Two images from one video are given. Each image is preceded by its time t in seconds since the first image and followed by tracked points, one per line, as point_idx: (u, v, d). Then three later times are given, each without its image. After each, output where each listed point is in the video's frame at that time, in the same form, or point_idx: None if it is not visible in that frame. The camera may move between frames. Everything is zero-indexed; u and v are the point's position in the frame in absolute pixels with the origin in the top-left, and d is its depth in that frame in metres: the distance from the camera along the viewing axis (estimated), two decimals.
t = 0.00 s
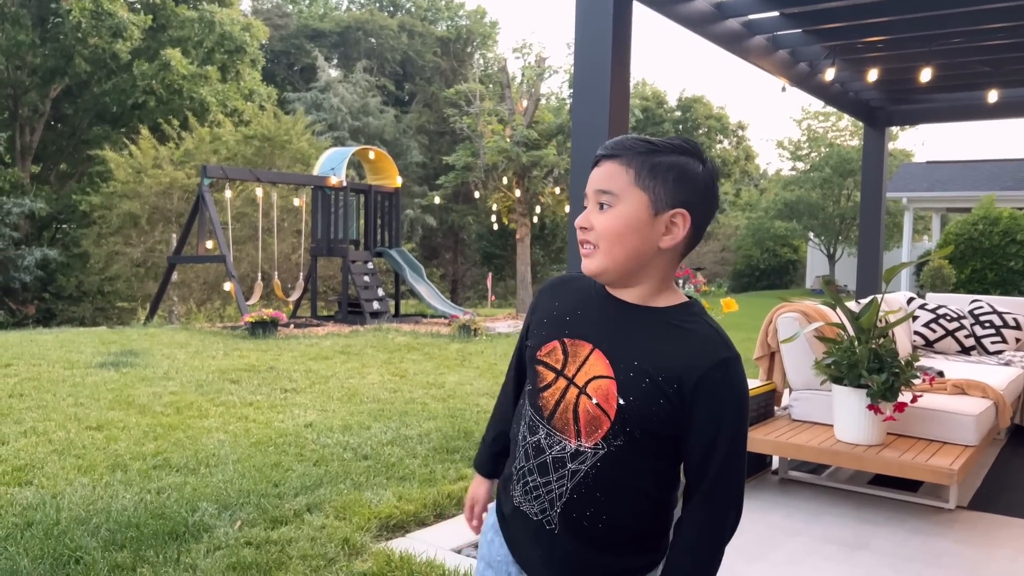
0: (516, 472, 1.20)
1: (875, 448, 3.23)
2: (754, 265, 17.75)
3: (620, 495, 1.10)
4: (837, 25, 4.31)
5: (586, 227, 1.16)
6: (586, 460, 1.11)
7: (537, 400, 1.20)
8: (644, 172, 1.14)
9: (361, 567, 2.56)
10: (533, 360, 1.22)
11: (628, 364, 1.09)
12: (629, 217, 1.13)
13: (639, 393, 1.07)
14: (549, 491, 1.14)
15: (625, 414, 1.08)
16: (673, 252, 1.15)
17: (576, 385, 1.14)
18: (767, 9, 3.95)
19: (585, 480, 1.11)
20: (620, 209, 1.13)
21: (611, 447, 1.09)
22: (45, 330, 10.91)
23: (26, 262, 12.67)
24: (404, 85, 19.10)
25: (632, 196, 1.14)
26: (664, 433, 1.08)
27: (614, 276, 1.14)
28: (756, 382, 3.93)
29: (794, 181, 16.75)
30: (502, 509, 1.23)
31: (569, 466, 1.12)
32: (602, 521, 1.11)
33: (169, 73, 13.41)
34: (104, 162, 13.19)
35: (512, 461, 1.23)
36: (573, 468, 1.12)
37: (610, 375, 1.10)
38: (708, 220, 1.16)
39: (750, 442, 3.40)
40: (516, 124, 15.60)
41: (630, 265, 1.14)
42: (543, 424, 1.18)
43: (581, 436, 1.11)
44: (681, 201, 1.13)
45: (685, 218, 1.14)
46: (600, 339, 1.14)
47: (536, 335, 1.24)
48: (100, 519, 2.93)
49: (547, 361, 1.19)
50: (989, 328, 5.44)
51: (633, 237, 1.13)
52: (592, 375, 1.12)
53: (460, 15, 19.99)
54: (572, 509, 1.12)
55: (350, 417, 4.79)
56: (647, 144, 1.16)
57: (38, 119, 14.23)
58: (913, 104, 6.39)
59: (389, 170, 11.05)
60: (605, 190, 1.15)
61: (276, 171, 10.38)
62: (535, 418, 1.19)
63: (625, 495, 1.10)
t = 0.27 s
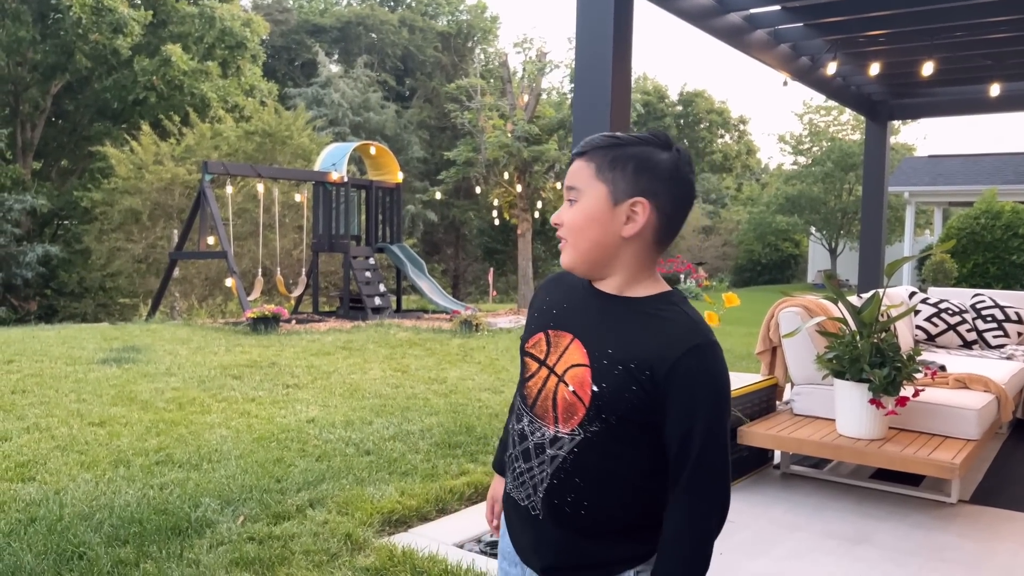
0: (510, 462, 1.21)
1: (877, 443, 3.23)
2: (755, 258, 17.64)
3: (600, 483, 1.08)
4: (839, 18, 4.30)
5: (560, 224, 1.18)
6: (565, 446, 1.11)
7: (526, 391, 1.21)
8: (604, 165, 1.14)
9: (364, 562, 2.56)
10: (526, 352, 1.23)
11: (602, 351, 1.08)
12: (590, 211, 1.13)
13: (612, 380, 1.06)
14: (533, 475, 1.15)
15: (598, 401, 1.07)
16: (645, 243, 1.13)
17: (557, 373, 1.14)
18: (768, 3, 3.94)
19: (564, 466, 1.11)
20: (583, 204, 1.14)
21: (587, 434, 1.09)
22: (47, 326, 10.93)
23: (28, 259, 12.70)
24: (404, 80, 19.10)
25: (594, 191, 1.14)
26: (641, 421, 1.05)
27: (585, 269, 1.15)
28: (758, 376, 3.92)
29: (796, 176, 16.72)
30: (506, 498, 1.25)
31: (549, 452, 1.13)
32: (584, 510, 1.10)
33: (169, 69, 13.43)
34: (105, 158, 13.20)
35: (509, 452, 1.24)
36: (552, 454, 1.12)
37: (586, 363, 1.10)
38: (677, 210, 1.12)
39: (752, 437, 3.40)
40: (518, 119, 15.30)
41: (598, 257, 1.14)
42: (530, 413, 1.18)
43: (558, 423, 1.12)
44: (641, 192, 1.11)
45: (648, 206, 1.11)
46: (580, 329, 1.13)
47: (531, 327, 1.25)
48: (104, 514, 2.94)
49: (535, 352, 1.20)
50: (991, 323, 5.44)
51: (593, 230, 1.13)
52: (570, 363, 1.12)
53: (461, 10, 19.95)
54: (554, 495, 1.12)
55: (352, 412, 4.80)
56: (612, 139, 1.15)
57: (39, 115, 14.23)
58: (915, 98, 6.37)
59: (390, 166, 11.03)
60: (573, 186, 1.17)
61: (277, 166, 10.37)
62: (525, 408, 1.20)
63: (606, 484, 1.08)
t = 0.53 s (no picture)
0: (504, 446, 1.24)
1: (877, 440, 3.23)
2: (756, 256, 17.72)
3: (571, 459, 1.10)
4: (839, 15, 4.30)
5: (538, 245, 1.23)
6: (537, 423, 1.13)
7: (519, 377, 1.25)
8: (546, 178, 1.18)
9: (365, 559, 2.57)
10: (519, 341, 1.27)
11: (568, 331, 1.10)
12: (545, 221, 1.17)
13: (573, 357, 1.08)
14: (514, 454, 1.19)
15: (563, 378, 1.09)
16: (604, 233, 1.13)
17: (534, 356, 1.16)
18: None
19: (538, 444, 1.13)
20: (540, 220, 1.18)
21: (555, 411, 1.11)
22: (48, 323, 10.93)
23: (28, 256, 12.71)
24: (405, 77, 19.11)
25: (544, 202, 1.17)
26: (604, 397, 1.06)
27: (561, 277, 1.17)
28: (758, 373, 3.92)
29: (796, 173, 16.72)
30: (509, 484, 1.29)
31: (525, 430, 1.16)
32: (559, 487, 1.11)
33: (169, 66, 13.42)
34: (106, 155, 13.20)
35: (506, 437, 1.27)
36: (528, 432, 1.15)
37: (555, 344, 1.12)
38: (617, 191, 1.11)
39: (753, 434, 3.40)
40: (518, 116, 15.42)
41: (564, 259, 1.16)
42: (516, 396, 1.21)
43: (532, 402, 1.14)
44: (577, 188, 1.13)
45: (587, 201, 1.12)
46: (555, 314, 1.16)
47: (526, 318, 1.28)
48: (104, 511, 2.94)
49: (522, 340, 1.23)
50: (992, 319, 5.44)
51: (552, 238, 1.16)
52: (543, 345, 1.15)
53: (461, 7, 19.95)
54: (533, 473, 1.14)
55: (353, 409, 4.80)
56: (552, 153, 1.19)
57: (39, 113, 14.22)
58: (916, 94, 6.36)
59: (391, 163, 11.03)
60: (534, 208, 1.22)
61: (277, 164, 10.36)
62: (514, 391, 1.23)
63: (578, 462, 1.09)
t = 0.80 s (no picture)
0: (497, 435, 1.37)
1: (877, 438, 3.24)
2: (756, 255, 17.70)
3: (555, 438, 1.23)
4: (839, 14, 4.31)
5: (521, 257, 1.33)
6: (525, 408, 1.26)
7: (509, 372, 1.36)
8: (522, 194, 1.28)
9: (366, 557, 2.57)
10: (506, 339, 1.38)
11: (546, 324, 1.23)
12: (527, 233, 1.27)
13: (550, 344, 1.21)
14: (506, 442, 1.30)
15: (544, 363, 1.22)
16: (581, 238, 1.26)
17: (520, 350, 1.29)
18: None
19: (526, 427, 1.25)
20: (522, 234, 1.29)
21: (541, 395, 1.23)
22: (48, 321, 10.92)
23: (28, 255, 12.73)
24: (405, 76, 19.12)
25: (522, 217, 1.28)
26: (580, 376, 1.19)
27: (548, 279, 1.28)
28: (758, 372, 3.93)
29: (796, 172, 16.71)
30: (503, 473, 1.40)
31: (515, 417, 1.27)
32: (549, 462, 1.24)
33: (170, 64, 13.42)
34: (105, 154, 13.20)
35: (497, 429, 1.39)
36: (517, 418, 1.27)
37: (536, 337, 1.25)
38: (589, 198, 1.24)
39: (752, 432, 3.41)
40: (518, 115, 15.49)
41: (548, 265, 1.27)
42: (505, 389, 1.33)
43: (518, 390, 1.27)
44: (553, 198, 1.25)
45: (562, 209, 1.24)
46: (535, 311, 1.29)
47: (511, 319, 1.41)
48: (105, 509, 2.94)
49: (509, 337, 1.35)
50: (991, 319, 5.44)
51: (535, 248, 1.27)
52: (527, 339, 1.27)
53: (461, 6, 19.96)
54: (523, 455, 1.27)
55: (353, 408, 4.81)
56: (524, 171, 1.30)
57: (39, 111, 14.23)
58: (916, 93, 6.37)
59: (391, 161, 11.03)
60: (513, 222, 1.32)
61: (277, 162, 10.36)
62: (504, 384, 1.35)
63: (562, 440, 1.22)
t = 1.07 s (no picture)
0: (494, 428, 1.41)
1: (876, 438, 3.24)
2: (755, 255, 17.74)
3: (550, 417, 1.28)
4: (840, 15, 4.31)
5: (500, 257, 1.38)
6: (519, 394, 1.31)
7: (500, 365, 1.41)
8: (501, 196, 1.34)
9: (365, 556, 2.57)
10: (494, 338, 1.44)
11: (531, 312, 1.30)
12: (509, 231, 1.33)
13: (536, 330, 1.28)
14: (505, 429, 1.35)
15: (532, 348, 1.29)
16: (559, 234, 1.33)
17: (509, 343, 1.35)
18: None
19: (521, 412, 1.31)
20: (503, 233, 1.34)
21: (532, 379, 1.29)
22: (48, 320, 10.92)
23: (29, 253, 12.76)
24: (405, 75, 19.13)
25: (502, 216, 1.34)
26: (567, 356, 1.26)
27: (530, 274, 1.34)
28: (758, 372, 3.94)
29: (795, 172, 16.71)
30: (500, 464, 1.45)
31: (511, 405, 1.33)
32: (548, 441, 1.29)
33: (170, 63, 13.43)
34: (105, 153, 13.21)
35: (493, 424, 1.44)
36: (513, 405, 1.32)
37: (523, 326, 1.32)
38: (564, 196, 1.32)
39: (751, 431, 3.41)
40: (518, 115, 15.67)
41: (528, 260, 1.33)
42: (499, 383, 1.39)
43: (511, 378, 1.32)
44: (533, 198, 1.31)
45: (542, 207, 1.32)
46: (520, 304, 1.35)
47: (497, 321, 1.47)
48: (105, 508, 2.95)
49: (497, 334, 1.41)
50: (990, 319, 5.45)
51: (517, 245, 1.32)
52: (514, 330, 1.34)
53: (461, 6, 19.98)
54: (522, 439, 1.31)
55: (353, 406, 4.81)
56: (500, 176, 1.37)
57: (40, 110, 14.25)
58: (916, 94, 6.37)
59: (391, 161, 11.03)
60: (491, 226, 1.37)
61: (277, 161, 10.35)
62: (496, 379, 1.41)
63: (556, 418, 1.28)
